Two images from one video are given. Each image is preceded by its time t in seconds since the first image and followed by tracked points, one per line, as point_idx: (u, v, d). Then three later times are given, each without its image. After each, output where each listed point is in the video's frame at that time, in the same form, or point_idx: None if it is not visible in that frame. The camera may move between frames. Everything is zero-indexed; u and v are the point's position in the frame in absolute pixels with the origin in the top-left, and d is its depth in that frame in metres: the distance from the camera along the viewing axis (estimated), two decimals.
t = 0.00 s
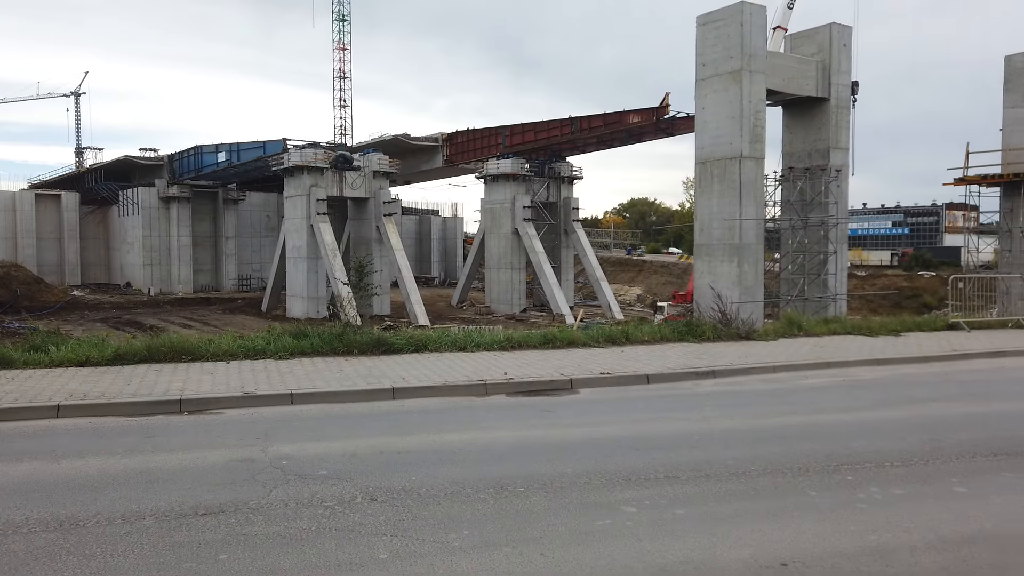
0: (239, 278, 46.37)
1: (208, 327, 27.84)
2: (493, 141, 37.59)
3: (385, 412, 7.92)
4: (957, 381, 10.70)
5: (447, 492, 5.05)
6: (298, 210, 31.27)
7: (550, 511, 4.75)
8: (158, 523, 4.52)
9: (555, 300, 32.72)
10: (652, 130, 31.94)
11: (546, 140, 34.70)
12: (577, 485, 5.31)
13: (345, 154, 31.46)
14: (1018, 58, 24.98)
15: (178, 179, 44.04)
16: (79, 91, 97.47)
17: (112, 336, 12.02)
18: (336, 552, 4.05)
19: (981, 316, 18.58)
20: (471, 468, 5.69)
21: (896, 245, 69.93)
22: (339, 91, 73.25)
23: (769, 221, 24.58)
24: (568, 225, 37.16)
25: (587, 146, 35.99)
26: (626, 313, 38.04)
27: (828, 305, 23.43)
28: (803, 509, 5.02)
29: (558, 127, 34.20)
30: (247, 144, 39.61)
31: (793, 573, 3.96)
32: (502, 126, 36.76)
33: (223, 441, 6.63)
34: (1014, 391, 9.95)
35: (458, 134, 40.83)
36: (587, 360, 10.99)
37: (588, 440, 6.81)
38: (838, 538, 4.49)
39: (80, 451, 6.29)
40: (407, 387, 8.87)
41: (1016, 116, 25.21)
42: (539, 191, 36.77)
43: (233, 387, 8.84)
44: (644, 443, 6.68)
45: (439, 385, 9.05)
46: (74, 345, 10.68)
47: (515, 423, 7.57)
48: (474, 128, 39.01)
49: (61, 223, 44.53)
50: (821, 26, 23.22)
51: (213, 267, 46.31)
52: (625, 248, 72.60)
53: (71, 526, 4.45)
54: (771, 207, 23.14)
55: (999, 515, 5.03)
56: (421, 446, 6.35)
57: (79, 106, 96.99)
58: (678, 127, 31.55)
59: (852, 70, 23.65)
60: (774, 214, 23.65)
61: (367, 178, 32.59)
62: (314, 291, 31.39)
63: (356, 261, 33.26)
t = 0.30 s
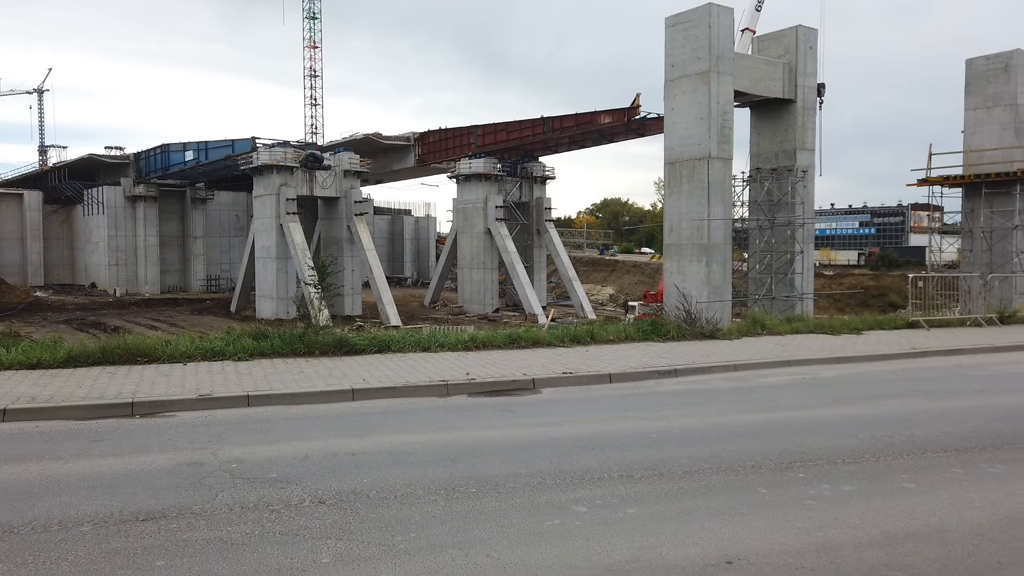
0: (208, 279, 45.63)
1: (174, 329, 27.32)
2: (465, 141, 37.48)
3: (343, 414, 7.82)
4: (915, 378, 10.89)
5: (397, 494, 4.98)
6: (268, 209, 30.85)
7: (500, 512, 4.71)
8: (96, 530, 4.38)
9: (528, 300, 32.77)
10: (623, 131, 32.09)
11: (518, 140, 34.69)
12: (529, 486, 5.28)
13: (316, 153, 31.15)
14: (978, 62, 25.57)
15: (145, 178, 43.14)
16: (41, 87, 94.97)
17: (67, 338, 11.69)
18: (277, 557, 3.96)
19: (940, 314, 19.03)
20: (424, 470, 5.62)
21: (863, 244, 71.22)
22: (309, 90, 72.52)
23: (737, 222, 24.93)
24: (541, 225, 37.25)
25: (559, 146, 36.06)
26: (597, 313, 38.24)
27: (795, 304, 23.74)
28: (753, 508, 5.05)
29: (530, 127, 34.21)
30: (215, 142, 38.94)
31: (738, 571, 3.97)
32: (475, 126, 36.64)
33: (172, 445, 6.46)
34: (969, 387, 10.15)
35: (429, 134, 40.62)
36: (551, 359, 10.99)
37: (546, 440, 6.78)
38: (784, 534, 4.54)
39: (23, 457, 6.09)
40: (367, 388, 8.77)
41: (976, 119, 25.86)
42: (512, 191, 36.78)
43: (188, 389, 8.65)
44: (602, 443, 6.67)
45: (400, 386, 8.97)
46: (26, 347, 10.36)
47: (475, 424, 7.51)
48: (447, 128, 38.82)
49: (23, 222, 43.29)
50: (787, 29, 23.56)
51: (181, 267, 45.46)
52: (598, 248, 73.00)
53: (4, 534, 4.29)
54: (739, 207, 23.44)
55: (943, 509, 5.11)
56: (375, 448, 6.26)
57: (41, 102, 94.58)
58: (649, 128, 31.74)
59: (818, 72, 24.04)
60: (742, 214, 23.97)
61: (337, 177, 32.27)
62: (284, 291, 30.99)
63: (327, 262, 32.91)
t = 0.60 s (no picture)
0: (186, 279, 45.03)
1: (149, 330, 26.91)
2: (445, 140, 37.32)
3: (305, 416, 7.69)
4: (882, 377, 10.97)
5: (350, 498, 4.88)
6: (245, 209, 30.47)
7: (454, 516, 4.64)
8: (34, 538, 4.24)
9: (508, 299, 32.73)
10: (603, 130, 32.09)
11: (499, 139, 34.56)
12: (486, 489, 5.20)
13: (294, 152, 30.84)
14: (951, 63, 25.86)
15: (120, 177, 42.41)
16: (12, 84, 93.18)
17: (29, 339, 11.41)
18: (220, 566, 3.85)
19: (911, 311, 19.27)
20: (380, 473, 5.51)
21: (841, 243, 72.06)
22: (288, 87, 71.81)
23: (715, 220, 25.07)
24: (522, 224, 37.23)
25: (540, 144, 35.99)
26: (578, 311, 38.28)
27: (772, 302, 23.86)
28: (710, 509, 5.03)
29: (510, 126, 34.09)
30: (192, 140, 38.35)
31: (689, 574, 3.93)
32: (455, 124, 36.44)
33: (126, 449, 6.30)
34: (934, 385, 10.24)
35: (409, 132, 40.36)
36: (521, 359, 10.92)
37: (509, 441, 6.72)
38: (738, 535, 4.51)
39: None
40: (332, 390, 8.65)
41: (949, 119, 26.22)
42: (492, 190, 36.69)
43: (149, 391, 8.46)
44: (565, 444, 6.61)
45: (366, 387, 8.85)
46: None
47: (439, 425, 7.42)
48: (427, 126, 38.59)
49: None
50: (764, 29, 23.70)
51: (158, 267, 44.79)
52: (579, 247, 73.10)
53: None
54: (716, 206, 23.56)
55: (899, 509, 5.12)
56: (334, 451, 6.15)
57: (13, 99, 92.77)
58: (629, 127, 31.76)
59: (794, 72, 24.22)
60: (719, 214, 24.11)
61: (316, 175, 31.95)
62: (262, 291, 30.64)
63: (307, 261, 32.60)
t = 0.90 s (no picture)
0: (170, 278, 44.60)
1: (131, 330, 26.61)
2: (430, 139, 37.13)
3: (261, 420, 7.52)
4: (855, 376, 10.93)
5: (291, 507, 4.73)
6: (230, 207, 30.16)
7: (394, 525, 4.49)
8: None
9: (495, 298, 32.60)
10: (589, 129, 31.95)
11: (485, 138, 34.27)
12: (434, 495, 5.06)
13: (279, 150, 30.57)
14: (933, 62, 25.94)
15: (103, 175, 41.90)
16: None
17: None
18: None
19: (891, 311, 19.30)
20: (327, 479, 5.36)
21: (828, 242, 72.55)
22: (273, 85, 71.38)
23: (699, 219, 25.08)
24: (508, 222, 37.14)
25: (526, 143, 35.82)
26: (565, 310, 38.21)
27: (755, 301, 23.85)
28: (661, 515, 4.91)
29: (496, 125, 33.84)
30: (176, 138, 37.93)
31: None
32: (441, 123, 36.10)
33: (68, 456, 6.10)
34: (905, 385, 10.21)
35: (396, 131, 40.08)
36: (491, 360, 10.78)
37: (466, 445, 6.58)
38: (684, 544, 4.40)
39: None
40: (293, 392, 8.48)
41: (931, 118, 26.30)
42: (479, 189, 36.55)
43: (104, 395, 8.25)
44: (523, 448, 6.48)
45: (328, 389, 8.69)
46: None
47: (398, 429, 7.29)
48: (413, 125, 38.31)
49: None
50: (747, 28, 23.68)
51: (142, 266, 44.30)
52: (567, 246, 73.09)
53: None
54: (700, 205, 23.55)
55: (854, 515, 5.02)
56: (283, 457, 5.99)
57: None
58: (615, 126, 31.64)
59: (777, 71, 24.20)
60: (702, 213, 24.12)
61: (301, 174, 31.66)
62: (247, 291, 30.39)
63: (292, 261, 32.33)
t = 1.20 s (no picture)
0: (160, 278, 44.16)
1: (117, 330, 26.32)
2: (419, 137, 36.84)
3: (216, 427, 7.28)
4: (834, 379, 10.74)
5: (222, 523, 4.51)
6: (219, 207, 29.86)
7: (327, 543, 4.27)
8: None
9: (486, 297, 32.36)
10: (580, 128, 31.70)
11: (476, 138, 33.85)
12: (376, 509, 4.84)
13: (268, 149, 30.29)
14: (922, 61, 25.80)
15: (92, 174, 41.53)
16: None
17: None
18: None
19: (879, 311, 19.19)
20: (268, 492, 5.14)
21: (820, 240, 72.52)
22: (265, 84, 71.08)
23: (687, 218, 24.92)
24: (500, 221, 36.93)
25: (517, 142, 35.57)
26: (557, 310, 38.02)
27: (744, 301, 23.70)
28: (612, 529, 4.71)
29: (487, 124, 33.47)
30: (164, 137, 37.59)
31: None
32: (432, 122, 35.65)
33: (5, 467, 5.86)
34: (881, 387, 10.05)
35: (387, 129, 39.78)
36: (463, 363, 10.56)
37: (423, 453, 6.36)
38: (630, 561, 4.19)
39: None
40: (253, 398, 8.24)
41: (921, 117, 26.18)
42: (470, 188, 36.32)
43: (57, 400, 8.00)
44: (481, 457, 6.26)
45: (290, 394, 8.46)
46: None
47: (356, 436, 7.06)
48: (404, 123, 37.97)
49: None
50: (735, 26, 23.52)
51: (132, 266, 43.90)
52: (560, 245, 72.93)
53: None
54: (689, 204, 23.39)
55: (812, 527, 4.84)
56: (228, 468, 5.77)
57: None
58: (606, 125, 31.39)
59: (765, 70, 24.03)
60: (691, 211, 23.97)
61: (291, 173, 31.38)
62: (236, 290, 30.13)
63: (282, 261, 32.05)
